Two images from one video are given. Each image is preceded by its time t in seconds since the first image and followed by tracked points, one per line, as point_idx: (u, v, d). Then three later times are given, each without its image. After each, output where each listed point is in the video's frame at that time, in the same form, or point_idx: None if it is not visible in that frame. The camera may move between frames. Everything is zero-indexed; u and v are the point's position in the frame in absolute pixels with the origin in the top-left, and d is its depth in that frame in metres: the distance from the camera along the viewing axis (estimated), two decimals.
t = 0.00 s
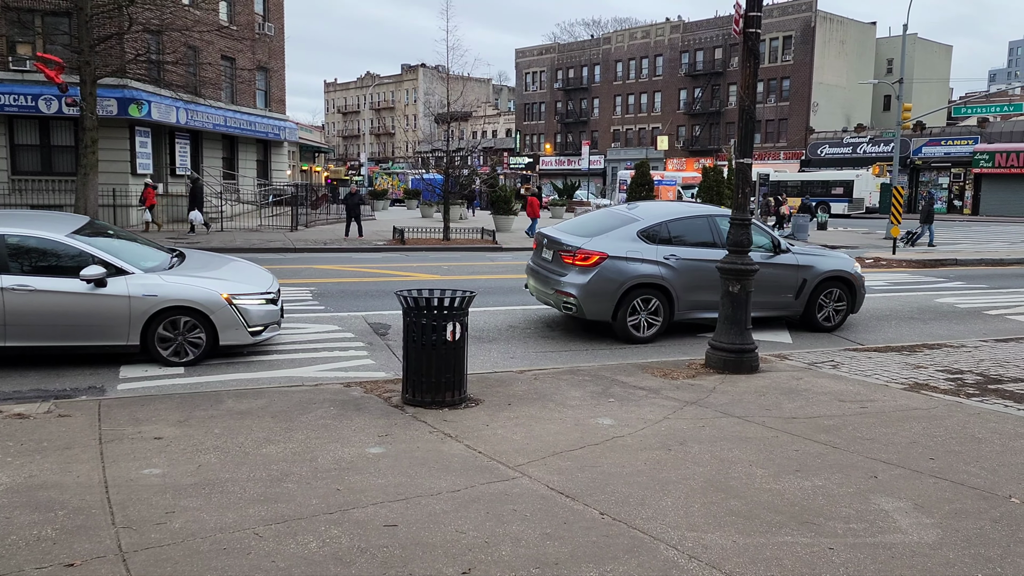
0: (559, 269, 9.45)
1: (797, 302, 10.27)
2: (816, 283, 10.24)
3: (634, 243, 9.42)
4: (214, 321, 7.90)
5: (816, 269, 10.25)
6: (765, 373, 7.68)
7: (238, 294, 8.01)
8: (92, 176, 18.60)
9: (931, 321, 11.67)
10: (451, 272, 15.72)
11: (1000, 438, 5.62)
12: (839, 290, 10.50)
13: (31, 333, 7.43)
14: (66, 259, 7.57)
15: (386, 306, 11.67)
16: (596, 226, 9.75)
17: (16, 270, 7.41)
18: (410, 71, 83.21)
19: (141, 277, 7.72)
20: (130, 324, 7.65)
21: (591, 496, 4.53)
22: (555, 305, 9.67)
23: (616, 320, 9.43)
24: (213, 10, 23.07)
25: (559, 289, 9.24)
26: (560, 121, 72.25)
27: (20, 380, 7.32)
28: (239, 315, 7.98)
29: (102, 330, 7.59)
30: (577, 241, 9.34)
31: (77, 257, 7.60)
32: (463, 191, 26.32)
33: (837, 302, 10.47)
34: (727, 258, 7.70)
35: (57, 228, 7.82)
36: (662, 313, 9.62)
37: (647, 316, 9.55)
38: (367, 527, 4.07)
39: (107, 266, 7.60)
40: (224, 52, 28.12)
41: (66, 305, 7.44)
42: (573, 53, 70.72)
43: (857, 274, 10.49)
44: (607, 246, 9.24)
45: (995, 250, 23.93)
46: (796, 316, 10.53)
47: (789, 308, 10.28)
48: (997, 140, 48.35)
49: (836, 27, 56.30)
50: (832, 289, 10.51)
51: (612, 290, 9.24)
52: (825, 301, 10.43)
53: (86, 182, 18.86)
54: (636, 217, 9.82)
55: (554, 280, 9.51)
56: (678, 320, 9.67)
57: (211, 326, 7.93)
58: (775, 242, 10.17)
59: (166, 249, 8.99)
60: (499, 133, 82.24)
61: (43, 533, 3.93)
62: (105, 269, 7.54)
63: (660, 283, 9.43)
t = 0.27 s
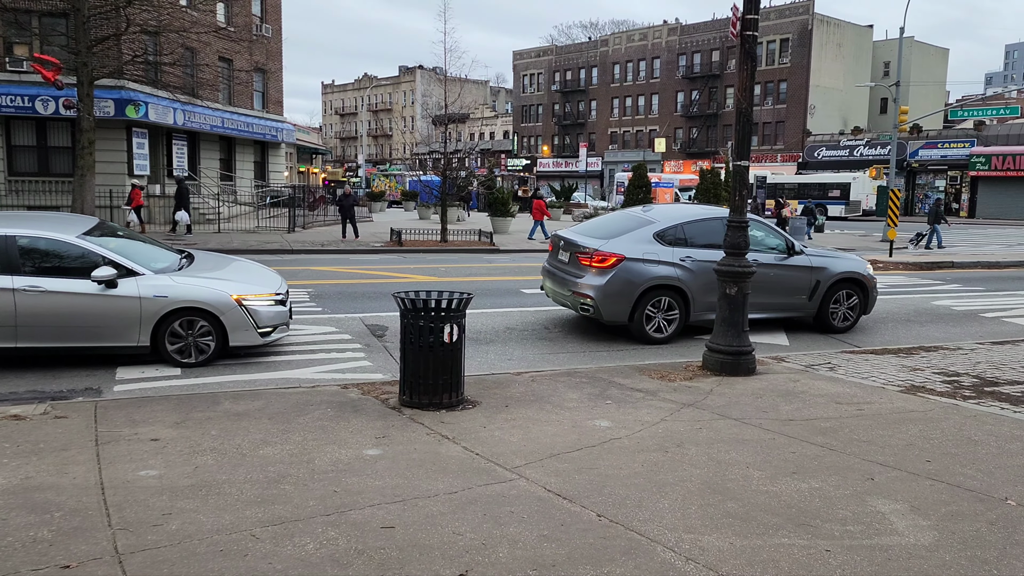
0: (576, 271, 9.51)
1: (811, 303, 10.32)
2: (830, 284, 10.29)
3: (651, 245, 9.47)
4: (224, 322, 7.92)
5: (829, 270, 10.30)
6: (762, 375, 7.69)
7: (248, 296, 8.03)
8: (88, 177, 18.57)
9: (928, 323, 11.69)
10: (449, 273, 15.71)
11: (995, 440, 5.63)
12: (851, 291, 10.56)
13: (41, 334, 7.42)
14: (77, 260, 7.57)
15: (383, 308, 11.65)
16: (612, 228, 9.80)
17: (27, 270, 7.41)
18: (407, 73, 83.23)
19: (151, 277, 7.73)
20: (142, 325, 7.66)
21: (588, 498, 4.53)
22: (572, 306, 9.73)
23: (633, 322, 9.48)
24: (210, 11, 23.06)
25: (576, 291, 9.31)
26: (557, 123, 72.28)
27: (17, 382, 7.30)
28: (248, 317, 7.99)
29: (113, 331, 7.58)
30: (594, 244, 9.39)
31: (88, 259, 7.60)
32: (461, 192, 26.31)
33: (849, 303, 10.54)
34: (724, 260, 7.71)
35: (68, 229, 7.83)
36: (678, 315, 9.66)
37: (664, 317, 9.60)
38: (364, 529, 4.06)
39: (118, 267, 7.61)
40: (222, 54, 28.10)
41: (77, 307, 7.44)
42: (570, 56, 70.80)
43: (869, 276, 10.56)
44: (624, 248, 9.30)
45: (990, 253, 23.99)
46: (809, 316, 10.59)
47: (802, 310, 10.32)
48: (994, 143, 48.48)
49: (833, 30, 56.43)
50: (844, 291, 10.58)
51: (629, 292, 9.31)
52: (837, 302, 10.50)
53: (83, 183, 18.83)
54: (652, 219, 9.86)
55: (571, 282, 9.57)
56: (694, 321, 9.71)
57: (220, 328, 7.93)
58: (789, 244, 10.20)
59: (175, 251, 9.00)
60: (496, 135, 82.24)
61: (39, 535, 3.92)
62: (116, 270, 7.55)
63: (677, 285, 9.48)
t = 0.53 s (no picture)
0: (601, 271, 9.62)
1: (831, 303, 10.46)
2: (850, 284, 10.44)
3: (676, 245, 9.56)
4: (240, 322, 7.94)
5: (849, 271, 10.45)
6: (760, 377, 7.70)
7: (263, 295, 8.05)
8: (86, 177, 18.54)
9: (926, 325, 11.70)
10: (448, 274, 15.71)
11: (993, 442, 5.64)
12: (870, 291, 10.73)
13: (59, 334, 7.45)
14: (93, 259, 7.60)
15: (382, 308, 11.65)
16: (637, 229, 9.91)
17: (44, 270, 7.43)
18: (405, 73, 83.21)
19: (168, 277, 7.76)
20: (159, 325, 7.69)
21: (587, 499, 4.53)
22: (596, 305, 9.86)
23: (658, 321, 9.61)
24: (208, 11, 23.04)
25: (603, 291, 9.43)
26: (556, 123, 72.26)
27: (14, 381, 7.29)
28: (264, 317, 8.01)
29: (128, 330, 7.61)
30: (620, 244, 9.50)
31: (104, 258, 7.63)
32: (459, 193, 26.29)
33: (868, 303, 10.71)
34: (722, 262, 7.71)
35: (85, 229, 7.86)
36: (701, 314, 9.79)
37: (687, 317, 9.73)
38: (362, 530, 4.06)
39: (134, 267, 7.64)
40: (220, 54, 28.08)
41: (94, 307, 7.46)
42: (569, 56, 70.82)
43: (888, 276, 10.72)
44: (650, 249, 9.40)
45: (988, 254, 24.01)
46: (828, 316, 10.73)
47: (823, 310, 10.46)
48: (992, 144, 48.55)
49: (831, 31, 56.49)
50: (863, 291, 10.74)
51: (655, 292, 9.41)
52: (857, 302, 10.66)
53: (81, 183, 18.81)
54: (677, 219, 9.96)
55: (596, 281, 9.69)
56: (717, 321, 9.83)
57: (236, 327, 7.96)
58: (811, 245, 10.32)
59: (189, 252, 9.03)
60: (495, 136, 82.19)
61: (36, 535, 3.92)
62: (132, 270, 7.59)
63: (702, 285, 9.60)
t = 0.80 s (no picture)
0: (634, 270, 9.75)
1: (857, 302, 10.64)
2: (876, 284, 10.62)
3: (708, 245, 9.68)
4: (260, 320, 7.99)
5: (876, 270, 10.63)
6: (757, 377, 7.71)
7: (282, 294, 8.10)
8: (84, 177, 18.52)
9: (924, 325, 11.72)
10: (446, 274, 15.72)
11: (991, 442, 5.65)
12: (895, 290, 10.91)
13: (81, 333, 7.48)
14: (115, 258, 7.63)
15: (380, 308, 11.65)
16: (668, 228, 10.04)
17: (66, 270, 7.45)
18: (404, 73, 83.26)
19: (189, 277, 7.80)
20: (180, 324, 7.73)
21: (585, 499, 4.53)
22: (626, 304, 9.99)
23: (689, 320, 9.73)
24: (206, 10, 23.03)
25: (636, 290, 9.56)
26: (554, 123, 72.32)
27: (12, 380, 7.31)
28: (284, 315, 8.07)
29: (147, 329, 7.65)
30: (652, 244, 9.63)
31: (125, 258, 7.66)
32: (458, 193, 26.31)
33: (893, 302, 10.89)
34: (721, 261, 7.71)
35: (106, 228, 7.88)
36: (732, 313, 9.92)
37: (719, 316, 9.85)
38: (361, 529, 4.06)
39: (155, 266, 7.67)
40: (219, 53, 28.06)
41: (116, 306, 7.50)
42: (568, 57, 70.89)
43: (913, 275, 10.90)
44: (682, 248, 9.52)
45: (986, 254, 24.05)
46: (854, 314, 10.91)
47: (850, 308, 10.62)
48: (990, 145, 48.63)
49: (830, 32, 56.57)
50: (889, 290, 10.91)
51: (687, 292, 9.54)
52: (883, 301, 10.84)
53: (79, 182, 18.79)
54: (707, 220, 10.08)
55: (627, 280, 9.83)
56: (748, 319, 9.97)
57: (257, 326, 8.01)
58: (838, 244, 10.50)
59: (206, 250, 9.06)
60: (493, 135, 82.23)
61: (34, 536, 3.91)
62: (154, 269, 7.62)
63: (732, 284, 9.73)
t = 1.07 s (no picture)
0: (673, 267, 9.98)
1: (892, 298, 10.85)
2: (910, 280, 10.83)
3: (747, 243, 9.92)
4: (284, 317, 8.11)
5: (910, 266, 10.84)
6: (757, 374, 7.71)
7: (305, 291, 8.21)
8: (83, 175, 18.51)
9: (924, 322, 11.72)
10: (446, 272, 15.73)
11: (991, 439, 5.64)
12: (928, 287, 11.12)
13: (108, 330, 7.56)
14: (142, 258, 7.74)
15: (380, 305, 11.65)
16: (706, 226, 10.28)
17: (93, 269, 7.54)
18: (403, 71, 83.26)
19: (213, 275, 7.91)
20: (205, 321, 7.83)
21: (585, 496, 4.52)
22: (666, 300, 10.22)
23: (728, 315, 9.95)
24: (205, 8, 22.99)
25: (676, 286, 9.80)
26: (554, 121, 72.30)
27: (12, 379, 7.30)
28: (308, 313, 8.18)
29: (172, 327, 7.75)
30: (692, 241, 9.88)
31: (150, 256, 7.76)
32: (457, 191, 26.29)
33: (927, 298, 11.11)
34: (720, 259, 7.69)
35: (132, 227, 7.99)
36: (770, 309, 10.12)
37: (757, 311, 10.06)
38: (360, 527, 4.06)
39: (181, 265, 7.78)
40: (218, 51, 28.04)
41: (143, 304, 7.60)
42: (567, 54, 70.88)
43: (946, 272, 11.11)
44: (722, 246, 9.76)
45: (986, 252, 24.05)
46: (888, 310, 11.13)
47: (884, 304, 10.83)
48: (989, 143, 48.62)
49: (829, 29, 56.56)
50: (922, 286, 11.13)
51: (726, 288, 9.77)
52: (917, 297, 11.06)
53: (78, 180, 18.76)
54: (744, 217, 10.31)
55: (667, 277, 10.06)
56: (785, 315, 10.17)
57: (280, 323, 8.11)
58: (873, 241, 10.71)
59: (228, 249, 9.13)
60: (493, 133, 82.19)
61: (33, 533, 3.91)
62: (180, 268, 7.74)
63: (770, 280, 9.94)
